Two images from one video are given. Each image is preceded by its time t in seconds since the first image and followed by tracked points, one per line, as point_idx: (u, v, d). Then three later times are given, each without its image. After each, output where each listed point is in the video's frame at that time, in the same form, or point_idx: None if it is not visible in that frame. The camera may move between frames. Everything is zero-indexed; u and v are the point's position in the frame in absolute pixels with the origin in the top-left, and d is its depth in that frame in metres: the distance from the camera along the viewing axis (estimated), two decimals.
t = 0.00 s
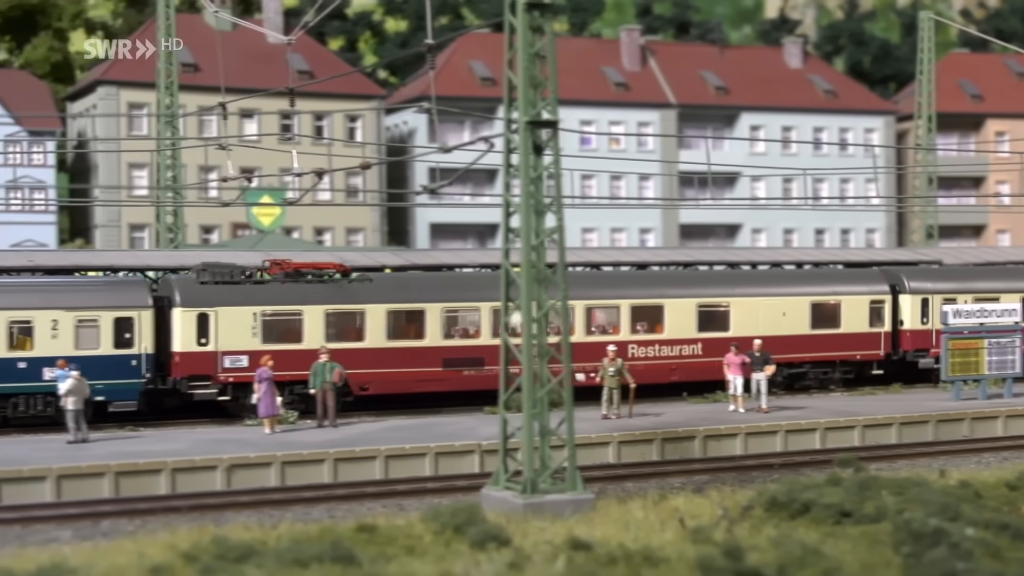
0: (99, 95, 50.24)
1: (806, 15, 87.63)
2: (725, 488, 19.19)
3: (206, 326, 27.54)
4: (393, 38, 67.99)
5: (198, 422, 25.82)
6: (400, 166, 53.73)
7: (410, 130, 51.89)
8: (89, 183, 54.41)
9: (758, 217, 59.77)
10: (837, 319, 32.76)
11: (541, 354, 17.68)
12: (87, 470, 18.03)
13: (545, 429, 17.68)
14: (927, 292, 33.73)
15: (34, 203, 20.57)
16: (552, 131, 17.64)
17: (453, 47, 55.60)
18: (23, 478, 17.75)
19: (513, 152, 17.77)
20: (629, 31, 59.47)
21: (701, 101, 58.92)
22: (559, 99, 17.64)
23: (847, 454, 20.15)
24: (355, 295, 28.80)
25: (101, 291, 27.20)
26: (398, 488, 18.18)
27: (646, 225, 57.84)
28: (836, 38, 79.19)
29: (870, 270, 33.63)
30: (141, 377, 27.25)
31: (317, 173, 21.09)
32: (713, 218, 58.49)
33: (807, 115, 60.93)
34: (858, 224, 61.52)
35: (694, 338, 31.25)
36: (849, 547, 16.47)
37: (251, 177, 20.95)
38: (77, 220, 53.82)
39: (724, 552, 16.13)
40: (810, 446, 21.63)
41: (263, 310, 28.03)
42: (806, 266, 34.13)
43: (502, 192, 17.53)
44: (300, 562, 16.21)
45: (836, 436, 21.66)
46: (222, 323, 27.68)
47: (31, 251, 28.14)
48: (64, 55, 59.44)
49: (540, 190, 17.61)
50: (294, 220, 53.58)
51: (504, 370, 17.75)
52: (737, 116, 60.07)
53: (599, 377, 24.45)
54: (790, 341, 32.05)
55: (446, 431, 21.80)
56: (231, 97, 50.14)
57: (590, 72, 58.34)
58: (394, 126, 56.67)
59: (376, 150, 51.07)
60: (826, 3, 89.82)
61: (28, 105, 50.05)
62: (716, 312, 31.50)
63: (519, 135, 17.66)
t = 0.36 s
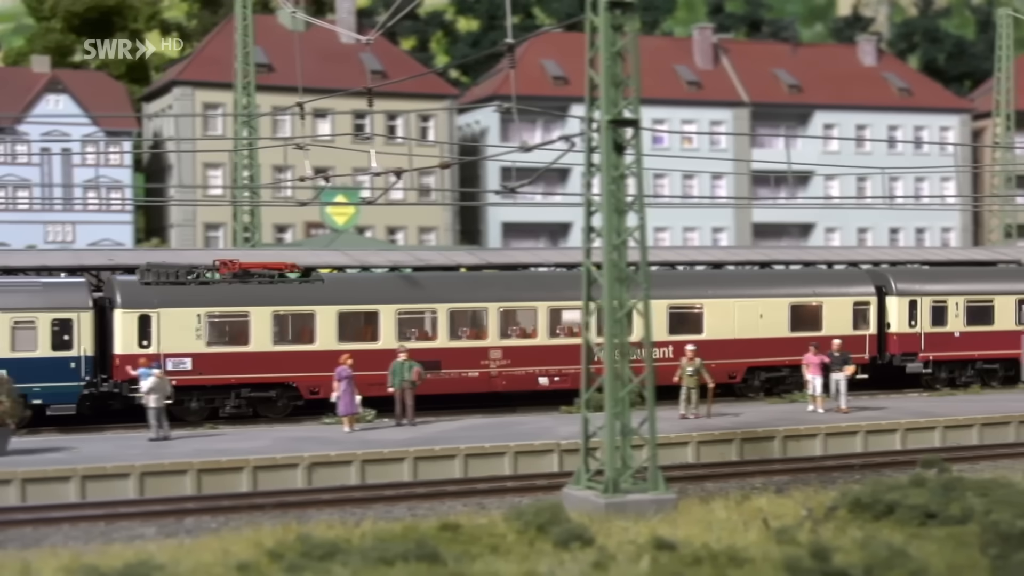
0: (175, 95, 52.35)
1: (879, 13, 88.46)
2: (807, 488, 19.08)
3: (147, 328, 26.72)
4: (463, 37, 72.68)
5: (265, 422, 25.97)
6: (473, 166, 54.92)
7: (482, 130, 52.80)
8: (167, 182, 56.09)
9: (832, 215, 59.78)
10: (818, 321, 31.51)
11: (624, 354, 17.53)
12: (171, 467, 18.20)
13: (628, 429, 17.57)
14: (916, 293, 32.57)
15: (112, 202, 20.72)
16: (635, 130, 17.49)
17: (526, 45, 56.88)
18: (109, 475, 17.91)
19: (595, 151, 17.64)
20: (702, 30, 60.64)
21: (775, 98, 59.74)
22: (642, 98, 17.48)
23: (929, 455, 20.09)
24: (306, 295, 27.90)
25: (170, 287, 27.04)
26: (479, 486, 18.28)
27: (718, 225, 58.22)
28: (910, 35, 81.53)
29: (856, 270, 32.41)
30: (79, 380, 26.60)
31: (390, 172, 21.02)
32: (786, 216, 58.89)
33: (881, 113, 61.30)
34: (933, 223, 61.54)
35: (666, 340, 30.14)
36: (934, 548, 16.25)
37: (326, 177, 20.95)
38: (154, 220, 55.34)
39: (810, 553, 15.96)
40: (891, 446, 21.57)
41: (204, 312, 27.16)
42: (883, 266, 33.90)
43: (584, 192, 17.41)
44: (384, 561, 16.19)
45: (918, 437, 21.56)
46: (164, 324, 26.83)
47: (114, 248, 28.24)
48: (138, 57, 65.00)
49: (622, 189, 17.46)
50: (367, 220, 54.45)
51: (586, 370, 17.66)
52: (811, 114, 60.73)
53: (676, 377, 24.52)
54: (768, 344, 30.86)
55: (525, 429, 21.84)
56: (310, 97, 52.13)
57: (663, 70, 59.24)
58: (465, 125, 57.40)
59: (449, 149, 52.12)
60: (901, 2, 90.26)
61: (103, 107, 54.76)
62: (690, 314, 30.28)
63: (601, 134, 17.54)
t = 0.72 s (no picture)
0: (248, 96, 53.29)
1: (953, 10, 88.13)
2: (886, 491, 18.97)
3: (87, 330, 25.63)
4: (534, 37, 73.01)
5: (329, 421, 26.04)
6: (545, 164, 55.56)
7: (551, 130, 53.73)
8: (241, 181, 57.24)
9: (906, 215, 59.79)
10: (794, 324, 30.27)
11: (704, 352, 17.47)
12: (249, 464, 18.24)
13: (707, 428, 17.49)
14: (898, 295, 31.18)
15: (185, 203, 20.83)
16: (716, 128, 17.41)
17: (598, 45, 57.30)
18: (190, 473, 17.93)
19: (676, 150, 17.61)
20: (774, 29, 60.44)
21: (849, 96, 59.69)
22: (723, 96, 17.38)
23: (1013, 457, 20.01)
24: (252, 296, 26.74)
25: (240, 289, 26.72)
26: (556, 484, 18.29)
27: (791, 224, 58.63)
28: (985, 32, 81.21)
29: (836, 271, 31.14)
30: (16, 384, 25.35)
31: (463, 171, 21.00)
32: (859, 215, 59.00)
33: (956, 111, 61.19)
34: (1009, 222, 61.19)
35: (631, 343, 29.09)
36: (1021, 550, 16.02)
37: (399, 175, 21.00)
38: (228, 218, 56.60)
39: (895, 553, 15.80)
40: (970, 447, 21.54)
41: (146, 314, 26.04)
42: (960, 264, 33.38)
43: (665, 191, 17.40)
44: (467, 559, 16.16)
45: (996, 438, 21.56)
46: (104, 325, 25.71)
47: (188, 246, 27.40)
48: (212, 58, 65.80)
49: (703, 188, 17.38)
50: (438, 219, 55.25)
51: (665, 369, 17.60)
52: (885, 112, 60.63)
53: (753, 377, 24.61)
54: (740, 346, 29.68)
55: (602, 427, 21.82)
56: (386, 97, 52.86)
57: (735, 68, 59.52)
58: (538, 124, 58.03)
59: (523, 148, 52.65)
60: None
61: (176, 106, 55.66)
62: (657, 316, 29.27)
63: (681, 132, 17.50)
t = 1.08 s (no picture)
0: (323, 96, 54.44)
1: None
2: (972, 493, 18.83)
3: (35, 331, 25.50)
4: (609, 36, 73.52)
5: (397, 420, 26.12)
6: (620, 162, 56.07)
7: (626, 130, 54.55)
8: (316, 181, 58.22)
9: (985, 214, 59.03)
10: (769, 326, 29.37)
11: (789, 352, 17.37)
12: (334, 463, 18.35)
13: (793, 429, 17.41)
14: (883, 297, 30.13)
15: (263, 201, 21.00)
16: (802, 127, 17.30)
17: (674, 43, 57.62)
18: (275, 471, 18.06)
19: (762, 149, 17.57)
20: (851, 27, 60.52)
21: (927, 94, 59.68)
22: (809, 95, 17.26)
23: None
24: (203, 296, 26.30)
25: (316, 285, 27.06)
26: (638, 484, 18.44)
27: (868, 222, 59.00)
28: None
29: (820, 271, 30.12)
30: None
31: (543, 171, 20.99)
32: (937, 215, 58.78)
33: None
34: None
35: (599, 345, 28.42)
36: None
37: (478, 175, 21.04)
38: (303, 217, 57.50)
39: (986, 556, 15.63)
40: None
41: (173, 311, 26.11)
42: None
43: (750, 190, 17.41)
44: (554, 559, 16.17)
45: None
46: (51, 326, 25.54)
47: (268, 247, 28.05)
48: (288, 58, 68.01)
49: (788, 187, 17.29)
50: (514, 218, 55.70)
51: (750, 369, 17.55)
52: (963, 110, 60.45)
53: (835, 377, 24.74)
54: (710, 349, 28.87)
55: (683, 427, 21.83)
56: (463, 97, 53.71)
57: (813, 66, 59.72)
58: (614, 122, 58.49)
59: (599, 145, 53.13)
60: None
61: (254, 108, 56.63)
62: (628, 318, 28.61)
63: (767, 131, 17.44)
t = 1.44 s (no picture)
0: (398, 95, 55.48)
1: None
2: None
3: None
4: (682, 34, 73.97)
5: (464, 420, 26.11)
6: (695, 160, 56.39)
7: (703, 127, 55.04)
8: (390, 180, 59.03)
9: None
10: (749, 328, 28.01)
11: (875, 352, 17.24)
12: (416, 460, 18.32)
13: (879, 429, 17.28)
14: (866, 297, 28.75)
15: (338, 201, 21.05)
16: (889, 126, 17.18)
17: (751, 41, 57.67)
18: (359, 469, 18.05)
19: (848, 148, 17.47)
20: (928, 23, 60.26)
21: (1008, 91, 59.30)
22: (896, 93, 17.14)
23: None
24: (155, 296, 25.62)
25: (389, 285, 26.68)
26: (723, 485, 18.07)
27: (946, 221, 58.77)
28: None
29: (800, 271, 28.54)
30: None
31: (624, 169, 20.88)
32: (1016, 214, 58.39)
33: None
34: None
35: (567, 347, 27.28)
36: None
37: (558, 173, 20.98)
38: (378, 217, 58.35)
39: None
40: None
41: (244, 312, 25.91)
42: None
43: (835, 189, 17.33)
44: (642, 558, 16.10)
45: None
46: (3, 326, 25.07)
47: (347, 247, 27.97)
48: (363, 58, 69.54)
49: (874, 186, 17.17)
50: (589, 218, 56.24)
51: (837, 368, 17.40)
52: None
53: (919, 377, 24.74)
54: (687, 352, 27.62)
55: (766, 426, 21.69)
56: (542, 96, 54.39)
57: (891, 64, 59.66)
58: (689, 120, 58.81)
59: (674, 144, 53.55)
60: None
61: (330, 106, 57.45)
62: (598, 319, 27.44)
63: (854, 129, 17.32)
